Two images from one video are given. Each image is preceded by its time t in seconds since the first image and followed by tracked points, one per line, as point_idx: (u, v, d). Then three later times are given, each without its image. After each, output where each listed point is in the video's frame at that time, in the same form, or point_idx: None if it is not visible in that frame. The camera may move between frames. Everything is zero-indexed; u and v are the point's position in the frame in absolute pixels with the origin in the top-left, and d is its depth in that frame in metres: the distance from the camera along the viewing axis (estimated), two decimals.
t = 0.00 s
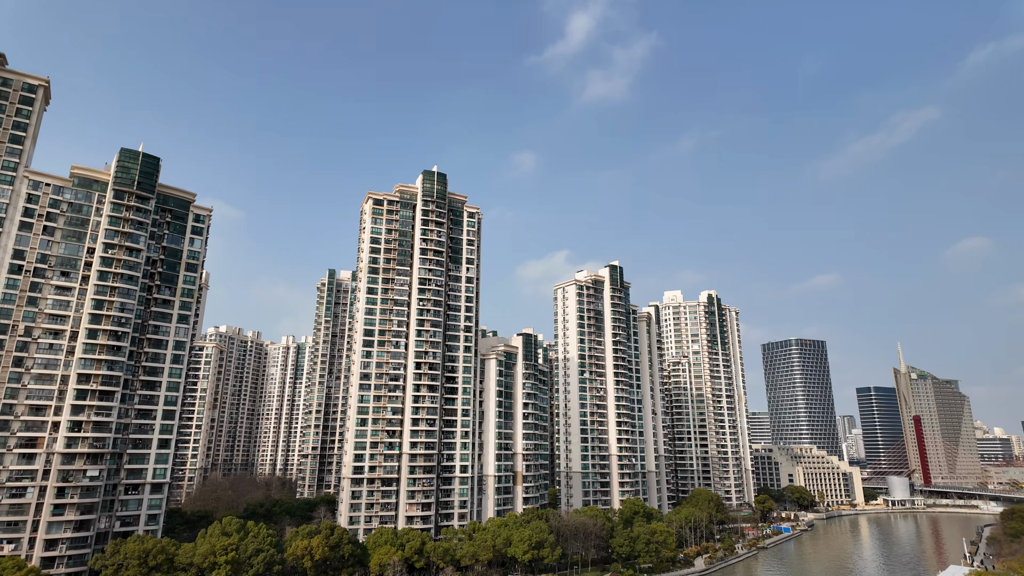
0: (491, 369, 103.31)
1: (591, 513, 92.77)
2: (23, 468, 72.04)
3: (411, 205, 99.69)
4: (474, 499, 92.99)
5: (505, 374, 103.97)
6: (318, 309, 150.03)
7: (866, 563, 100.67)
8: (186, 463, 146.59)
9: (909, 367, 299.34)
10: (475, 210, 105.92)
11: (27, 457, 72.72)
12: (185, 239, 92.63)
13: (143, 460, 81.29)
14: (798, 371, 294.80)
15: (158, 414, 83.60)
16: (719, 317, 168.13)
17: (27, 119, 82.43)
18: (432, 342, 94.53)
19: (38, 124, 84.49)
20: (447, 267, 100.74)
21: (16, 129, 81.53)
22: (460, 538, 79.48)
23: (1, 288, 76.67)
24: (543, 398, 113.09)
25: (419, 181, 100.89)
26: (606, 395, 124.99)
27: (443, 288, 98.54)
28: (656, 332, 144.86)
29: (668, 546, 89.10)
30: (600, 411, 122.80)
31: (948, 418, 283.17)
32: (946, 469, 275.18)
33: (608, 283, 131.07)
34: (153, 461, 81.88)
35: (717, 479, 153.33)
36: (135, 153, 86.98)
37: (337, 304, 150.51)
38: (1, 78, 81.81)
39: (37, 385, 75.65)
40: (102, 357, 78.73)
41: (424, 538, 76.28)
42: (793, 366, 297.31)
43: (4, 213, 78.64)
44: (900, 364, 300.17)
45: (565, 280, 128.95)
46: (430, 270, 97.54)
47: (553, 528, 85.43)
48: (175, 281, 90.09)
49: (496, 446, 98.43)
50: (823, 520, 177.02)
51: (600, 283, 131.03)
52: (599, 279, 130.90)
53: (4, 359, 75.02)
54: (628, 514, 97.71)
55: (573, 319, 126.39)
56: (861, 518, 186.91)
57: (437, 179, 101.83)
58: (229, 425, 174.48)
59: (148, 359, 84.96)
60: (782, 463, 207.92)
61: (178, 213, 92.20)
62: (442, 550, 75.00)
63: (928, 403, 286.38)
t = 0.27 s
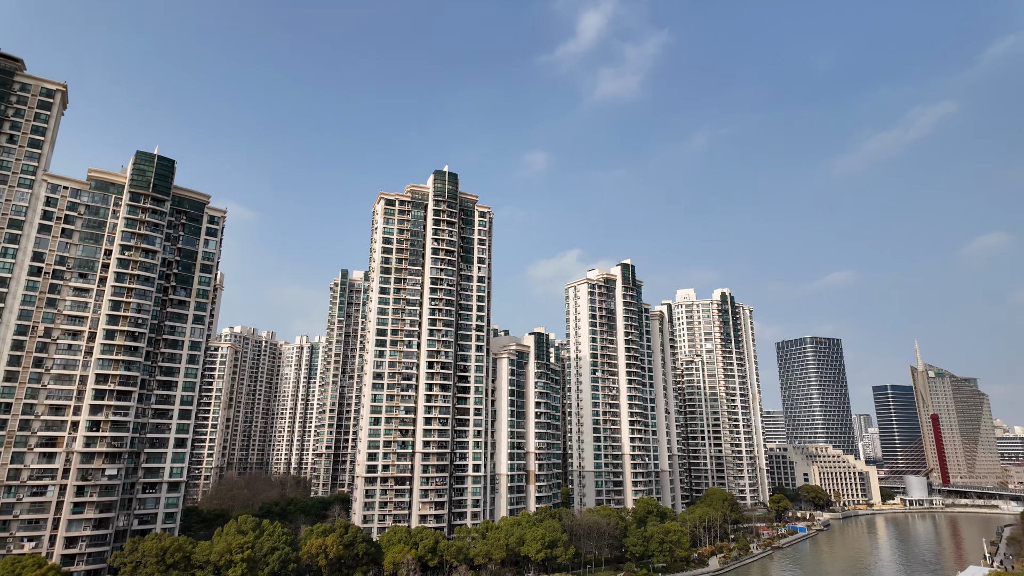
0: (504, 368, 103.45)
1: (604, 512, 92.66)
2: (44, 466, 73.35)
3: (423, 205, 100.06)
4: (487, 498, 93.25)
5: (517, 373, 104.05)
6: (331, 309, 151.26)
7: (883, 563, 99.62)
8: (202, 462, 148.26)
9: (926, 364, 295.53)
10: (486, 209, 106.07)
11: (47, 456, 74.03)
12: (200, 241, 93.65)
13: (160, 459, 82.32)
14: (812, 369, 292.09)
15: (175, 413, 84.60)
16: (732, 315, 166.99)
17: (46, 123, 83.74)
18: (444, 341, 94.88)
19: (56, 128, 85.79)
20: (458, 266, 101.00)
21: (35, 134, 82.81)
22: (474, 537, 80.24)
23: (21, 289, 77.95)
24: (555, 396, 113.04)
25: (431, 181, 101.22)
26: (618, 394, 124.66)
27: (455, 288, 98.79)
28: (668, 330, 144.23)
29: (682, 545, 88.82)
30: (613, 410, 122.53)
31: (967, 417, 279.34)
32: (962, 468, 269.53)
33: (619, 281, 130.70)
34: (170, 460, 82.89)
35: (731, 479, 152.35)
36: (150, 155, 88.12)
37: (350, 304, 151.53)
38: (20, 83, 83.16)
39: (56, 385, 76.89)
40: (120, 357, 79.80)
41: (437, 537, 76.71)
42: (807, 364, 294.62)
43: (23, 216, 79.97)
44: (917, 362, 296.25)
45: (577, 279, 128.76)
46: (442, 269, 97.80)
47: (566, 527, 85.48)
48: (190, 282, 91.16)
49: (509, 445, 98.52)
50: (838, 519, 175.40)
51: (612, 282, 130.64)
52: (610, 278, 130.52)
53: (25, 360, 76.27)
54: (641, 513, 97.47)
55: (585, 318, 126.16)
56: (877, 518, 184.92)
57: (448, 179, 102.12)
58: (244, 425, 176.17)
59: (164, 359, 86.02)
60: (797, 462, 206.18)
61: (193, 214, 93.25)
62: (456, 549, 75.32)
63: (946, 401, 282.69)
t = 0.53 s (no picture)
0: (512, 366, 103.54)
1: (612, 510, 92.66)
2: (57, 465, 74.21)
3: (430, 204, 100.22)
4: (495, 497, 93.48)
5: (525, 371, 104.09)
6: (340, 308, 152.15)
7: (894, 562, 98.95)
8: (212, 460, 149.43)
9: (937, 362, 292.93)
10: (493, 208, 106.12)
11: (61, 454, 74.89)
12: (210, 241, 94.26)
13: (171, 458, 83.01)
14: (822, 367, 290.22)
15: (186, 412, 85.31)
16: (741, 313, 166.14)
17: (57, 125, 84.55)
18: (453, 340, 95.09)
19: (67, 130, 86.59)
20: (466, 265, 101.13)
21: (47, 136, 83.64)
22: (483, 535, 80.76)
23: (34, 290, 78.84)
24: (563, 394, 113.03)
25: (438, 179, 101.38)
26: (627, 392, 124.49)
27: (463, 286, 98.93)
28: (677, 328, 143.75)
29: (691, 544, 88.72)
30: (621, 408, 122.37)
31: (979, 415, 276.86)
32: (977, 467, 266.46)
33: (627, 279, 130.36)
34: (181, 458, 83.62)
35: (741, 477, 151.77)
36: (160, 156, 88.74)
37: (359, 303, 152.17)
38: (31, 86, 83.94)
39: (69, 384, 77.74)
40: (131, 356, 80.52)
41: (446, 535, 77.08)
42: (817, 362, 292.75)
43: (36, 217, 80.84)
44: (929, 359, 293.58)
45: (584, 277, 128.59)
46: (449, 268, 97.88)
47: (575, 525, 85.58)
48: (200, 282, 91.79)
49: (517, 443, 98.59)
50: (849, 518, 174.43)
51: (620, 280, 130.29)
52: (618, 276, 130.16)
53: (38, 359, 77.10)
54: (650, 512, 97.43)
55: (593, 316, 125.96)
56: (888, 516, 183.65)
57: (456, 178, 102.22)
58: (254, 423, 177.34)
59: (175, 358, 86.70)
60: (806, 460, 205.09)
61: (203, 215, 93.84)
62: (464, 546, 75.77)
63: (958, 399, 280.32)
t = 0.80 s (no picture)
0: (518, 364, 103.64)
1: (619, 507, 92.77)
2: (68, 462, 74.93)
3: (436, 202, 100.36)
4: (502, 494, 93.72)
5: (531, 369, 104.25)
6: (346, 306, 152.83)
7: (903, 560, 98.58)
8: (221, 457, 150.39)
9: (946, 358, 291.00)
10: (499, 206, 106.13)
11: (71, 451, 75.61)
12: (217, 239, 94.69)
13: (180, 455, 83.59)
14: (830, 364, 288.75)
15: (194, 409, 85.90)
16: (748, 310, 165.47)
17: (66, 125, 85.06)
18: (459, 337, 95.27)
19: (76, 129, 87.13)
20: (472, 263, 101.21)
21: (56, 136, 84.17)
22: (489, 531, 81.03)
23: (44, 289, 79.47)
24: (569, 392, 113.03)
25: (444, 177, 101.48)
26: (633, 390, 124.39)
27: (469, 284, 99.03)
28: (683, 325, 143.39)
29: (698, 541, 88.72)
30: (628, 405, 122.28)
31: (989, 411, 275.18)
32: (986, 464, 266.01)
33: (633, 276, 130.08)
34: (190, 455, 84.22)
35: (748, 474, 151.44)
36: (168, 155, 89.20)
37: (365, 301, 152.61)
38: (40, 86, 84.43)
39: (79, 382, 78.40)
40: (140, 354, 81.10)
41: (453, 531, 77.47)
42: (825, 359, 291.30)
43: (45, 216, 81.44)
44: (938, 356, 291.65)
45: (590, 275, 128.47)
46: (455, 265, 98.04)
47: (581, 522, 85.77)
48: (208, 280, 92.28)
49: (523, 440, 98.75)
50: (857, 515, 173.81)
51: (626, 277, 130.02)
52: (624, 273, 129.89)
53: (48, 358, 77.77)
54: (657, 509, 97.46)
55: (599, 313, 125.83)
56: (897, 514, 182.83)
57: (461, 175, 102.28)
58: (262, 420, 178.31)
59: (183, 356, 87.22)
60: (814, 457, 204.36)
61: (210, 213, 94.29)
62: (471, 543, 76.23)
63: (967, 396, 278.65)
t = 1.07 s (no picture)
0: (522, 360, 103.74)
1: (623, 503, 93.03)
2: (75, 458, 75.51)
3: (440, 198, 100.34)
4: (506, 489, 94.00)
5: (535, 365, 104.37)
6: (351, 303, 153.20)
7: (908, 555, 98.51)
8: (227, 453, 151.19)
9: (952, 354, 289.58)
10: (502, 202, 106.08)
11: (78, 447, 76.18)
12: (222, 236, 95.00)
13: (186, 450, 84.03)
14: (835, 360, 287.85)
15: (200, 406, 86.34)
16: (753, 306, 165.13)
17: (71, 122, 85.32)
18: (463, 334, 95.44)
19: (81, 127, 87.43)
20: (476, 259, 101.24)
21: (61, 133, 84.47)
22: (494, 527, 81.51)
23: (50, 286, 79.91)
24: (573, 388, 113.08)
25: (448, 174, 101.45)
26: (637, 386, 124.40)
27: (473, 280, 99.05)
28: (688, 321, 143.26)
29: (702, 537, 88.82)
30: (632, 401, 122.29)
31: (995, 407, 274.08)
32: (992, 460, 265.01)
33: (638, 272, 129.90)
34: (196, 451, 84.63)
35: (752, 470, 151.37)
36: (172, 152, 89.44)
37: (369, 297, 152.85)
38: (45, 83, 84.63)
39: (85, 379, 78.92)
40: (146, 351, 81.58)
41: (458, 527, 77.90)
42: (830, 355, 290.32)
43: (51, 214, 81.80)
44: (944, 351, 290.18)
45: (594, 271, 128.34)
46: (459, 262, 98.11)
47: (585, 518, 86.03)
48: (213, 277, 92.64)
49: (528, 436, 98.94)
50: (862, 511, 173.65)
51: (630, 273, 129.78)
52: (628, 269, 129.66)
53: (55, 354, 78.25)
54: (661, 505, 97.62)
55: (603, 309, 125.81)
56: (902, 510, 182.52)
57: (465, 172, 102.22)
58: (267, 416, 179.07)
59: (188, 352, 87.58)
60: (819, 453, 204.10)
61: (215, 210, 94.56)
62: (476, 539, 76.65)
63: (973, 391, 277.48)
